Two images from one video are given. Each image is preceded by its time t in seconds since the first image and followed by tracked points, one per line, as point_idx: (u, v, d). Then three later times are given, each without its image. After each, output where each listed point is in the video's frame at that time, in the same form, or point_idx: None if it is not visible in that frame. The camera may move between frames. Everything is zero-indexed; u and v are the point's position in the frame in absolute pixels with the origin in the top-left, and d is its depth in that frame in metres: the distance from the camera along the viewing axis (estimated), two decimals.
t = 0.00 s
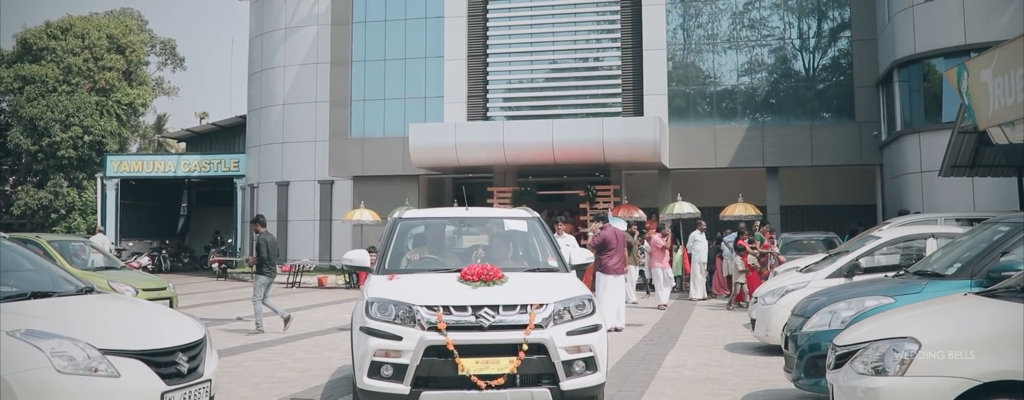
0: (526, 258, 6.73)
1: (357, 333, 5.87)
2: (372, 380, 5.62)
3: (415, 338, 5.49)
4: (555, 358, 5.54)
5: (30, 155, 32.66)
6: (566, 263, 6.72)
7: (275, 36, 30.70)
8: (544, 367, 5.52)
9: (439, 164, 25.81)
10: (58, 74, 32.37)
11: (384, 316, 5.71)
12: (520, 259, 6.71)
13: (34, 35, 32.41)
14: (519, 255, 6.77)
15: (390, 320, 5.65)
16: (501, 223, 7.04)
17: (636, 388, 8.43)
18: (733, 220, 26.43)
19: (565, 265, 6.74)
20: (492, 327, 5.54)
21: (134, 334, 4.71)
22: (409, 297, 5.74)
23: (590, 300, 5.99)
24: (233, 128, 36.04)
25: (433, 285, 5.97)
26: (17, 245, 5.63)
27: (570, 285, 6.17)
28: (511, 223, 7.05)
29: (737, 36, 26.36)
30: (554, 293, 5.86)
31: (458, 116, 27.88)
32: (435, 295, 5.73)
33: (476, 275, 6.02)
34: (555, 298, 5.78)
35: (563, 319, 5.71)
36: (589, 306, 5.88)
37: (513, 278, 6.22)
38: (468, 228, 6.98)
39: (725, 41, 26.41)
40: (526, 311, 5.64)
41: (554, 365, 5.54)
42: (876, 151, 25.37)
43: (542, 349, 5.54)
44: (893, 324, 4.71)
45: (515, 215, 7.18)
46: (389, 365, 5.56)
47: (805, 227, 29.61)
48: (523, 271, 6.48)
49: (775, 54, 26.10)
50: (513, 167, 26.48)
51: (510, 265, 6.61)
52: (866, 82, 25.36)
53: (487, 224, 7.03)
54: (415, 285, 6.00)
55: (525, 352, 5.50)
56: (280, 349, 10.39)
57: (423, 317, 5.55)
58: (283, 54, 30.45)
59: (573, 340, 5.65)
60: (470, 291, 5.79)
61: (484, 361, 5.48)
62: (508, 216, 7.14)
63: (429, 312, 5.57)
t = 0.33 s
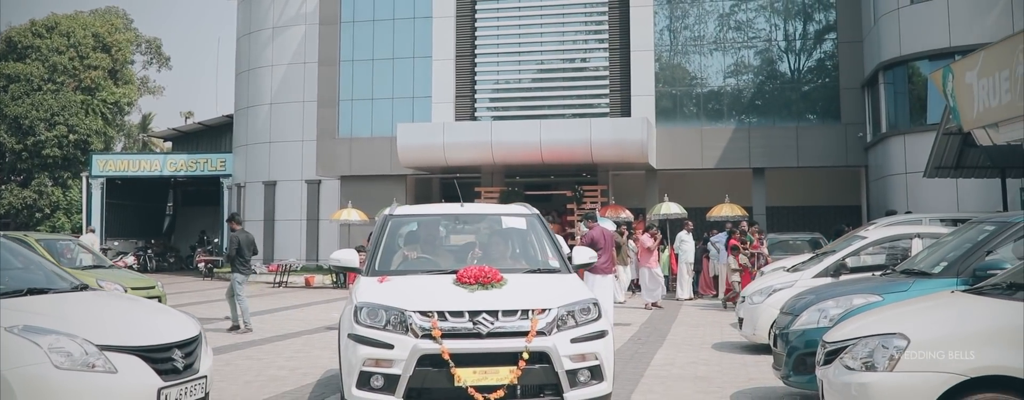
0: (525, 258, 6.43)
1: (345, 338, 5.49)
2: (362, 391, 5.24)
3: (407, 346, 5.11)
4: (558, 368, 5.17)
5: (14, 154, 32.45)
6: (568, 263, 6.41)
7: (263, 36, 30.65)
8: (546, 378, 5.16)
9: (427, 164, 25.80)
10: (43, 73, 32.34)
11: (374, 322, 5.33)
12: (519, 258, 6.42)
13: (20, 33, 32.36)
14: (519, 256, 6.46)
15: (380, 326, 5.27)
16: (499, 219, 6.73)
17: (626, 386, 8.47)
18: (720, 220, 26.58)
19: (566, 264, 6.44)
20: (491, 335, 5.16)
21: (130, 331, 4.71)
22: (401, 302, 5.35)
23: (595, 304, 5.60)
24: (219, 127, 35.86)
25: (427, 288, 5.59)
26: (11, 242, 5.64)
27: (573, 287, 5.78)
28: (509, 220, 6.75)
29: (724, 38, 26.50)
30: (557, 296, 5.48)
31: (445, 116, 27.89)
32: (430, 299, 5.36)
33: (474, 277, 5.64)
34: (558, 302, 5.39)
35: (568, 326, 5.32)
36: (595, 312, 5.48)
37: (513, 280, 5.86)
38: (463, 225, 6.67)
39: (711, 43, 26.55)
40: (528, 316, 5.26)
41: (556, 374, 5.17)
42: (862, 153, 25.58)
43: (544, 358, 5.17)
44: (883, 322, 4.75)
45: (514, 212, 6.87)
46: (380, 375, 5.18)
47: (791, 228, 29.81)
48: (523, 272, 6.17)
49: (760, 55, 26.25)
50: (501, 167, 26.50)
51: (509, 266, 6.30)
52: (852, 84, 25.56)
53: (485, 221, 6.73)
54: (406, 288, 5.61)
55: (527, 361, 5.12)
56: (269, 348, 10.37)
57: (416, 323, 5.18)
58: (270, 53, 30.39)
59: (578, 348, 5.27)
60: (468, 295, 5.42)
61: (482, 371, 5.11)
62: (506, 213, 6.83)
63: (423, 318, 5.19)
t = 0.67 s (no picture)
0: (521, 260, 6.03)
1: (330, 345, 5.10)
2: None
3: (398, 354, 4.75)
4: (560, 376, 4.79)
5: None
6: (566, 265, 6.02)
7: (243, 36, 30.53)
8: (546, 387, 4.77)
9: (408, 165, 25.77)
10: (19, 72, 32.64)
11: (362, 328, 4.94)
12: (512, 259, 6.03)
13: None
14: (514, 257, 6.06)
15: (367, 332, 4.90)
16: (493, 218, 6.34)
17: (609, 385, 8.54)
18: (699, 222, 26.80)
19: (565, 266, 6.05)
20: (486, 343, 4.79)
21: (122, 328, 4.72)
22: (390, 306, 4.97)
23: (598, 308, 5.24)
24: (199, 129, 35.64)
25: (418, 292, 5.20)
26: None
27: (573, 290, 5.41)
28: (503, 219, 6.36)
29: (703, 41, 26.71)
30: (558, 300, 5.11)
31: (427, 117, 27.89)
32: (422, 302, 4.98)
33: (468, 280, 5.25)
34: (559, 307, 5.01)
35: (569, 333, 4.95)
36: (597, 316, 5.12)
37: (510, 283, 5.48)
38: (454, 224, 6.28)
39: (691, 45, 26.74)
40: (527, 322, 4.89)
41: (558, 383, 4.79)
42: (840, 154, 25.85)
43: (544, 367, 4.79)
44: (865, 318, 4.85)
45: (508, 210, 6.49)
46: (368, 386, 4.78)
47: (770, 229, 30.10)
48: (520, 274, 5.77)
49: (739, 58, 26.46)
50: (482, 169, 26.52)
51: (503, 268, 5.91)
52: (831, 86, 25.82)
53: (477, 219, 6.34)
54: (396, 292, 5.22)
55: (525, 370, 4.74)
56: (253, 348, 10.37)
57: (408, 330, 4.81)
58: (251, 54, 30.30)
59: (580, 356, 4.89)
60: (463, 299, 5.03)
61: (476, 380, 4.74)
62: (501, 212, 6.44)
63: (415, 324, 4.83)
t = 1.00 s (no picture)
0: (514, 262, 5.79)
1: (315, 353, 4.80)
2: None
3: (388, 362, 4.46)
4: (560, 384, 4.53)
5: None
6: (562, 266, 5.77)
7: (220, 37, 30.40)
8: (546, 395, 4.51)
9: (386, 166, 25.73)
10: None
11: (350, 335, 4.65)
12: (503, 261, 5.77)
13: None
14: (507, 259, 5.81)
15: (354, 338, 4.61)
16: (482, 218, 6.09)
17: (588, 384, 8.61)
18: (676, 223, 27.02)
19: (560, 268, 5.80)
20: (483, 350, 4.51)
21: (107, 329, 4.73)
22: (379, 311, 4.68)
23: (599, 311, 4.98)
24: (174, 130, 35.34)
25: (409, 295, 4.92)
26: None
27: (571, 293, 5.15)
28: (493, 218, 6.11)
29: (679, 43, 26.92)
30: (556, 303, 4.85)
31: (404, 119, 27.86)
32: (414, 306, 4.70)
33: (461, 282, 4.98)
34: (558, 310, 4.76)
35: (570, 339, 4.69)
36: (598, 321, 4.87)
37: (505, 285, 5.21)
38: (441, 224, 6.01)
39: (667, 48, 26.95)
40: (526, 326, 4.62)
41: (559, 391, 4.53)
42: (814, 156, 26.18)
43: (544, 373, 4.53)
44: (839, 317, 4.94)
45: (498, 209, 6.25)
46: (357, 396, 4.49)
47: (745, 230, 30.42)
48: (513, 276, 5.51)
49: (714, 61, 26.70)
50: (460, 171, 26.55)
51: (494, 270, 5.65)
52: (805, 88, 26.14)
53: (466, 219, 6.09)
54: (385, 296, 4.91)
55: (524, 377, 4.48)
56: (233, 349, 10.35)
57: (399, 336, 4.53)
58: (228, 55, 30.17)
59: (582, 362, 4.63)
60: (457, 302, 4.76)
61: (472, 389, 4.46)
62: (490, 211, 6.19)
63: (406, 330, 4.54)
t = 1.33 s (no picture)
0: (510, 266, 5.62)
1: (305, 365, 4.56)
2: None
3: (384, 374, 4.22)
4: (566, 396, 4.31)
5: None
6: (560, 271, 5.61)
7: (199, 40, 30.29)
8: None
9: (366, 170, 25.70)
10: None
11: (343, 346, 4.40)
12: (498, 266, 5.59)
13: None
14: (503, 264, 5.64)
15: (346, 349, 4.37)
16: (475, 220, 5.94)
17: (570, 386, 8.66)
18: (655, 225, 27.19)
19: (559, 273, 5.63)
20: (485, 361, 4.28)
21: (93, 333, 4.75)
22: (373, 318, 4.44)
23: (605, 318, 4.77)
24: (151, 133, 35.08)
25: (403, 302, 4.70)
26: None
27: (574, 300, 4.93)
28: (487, 220, 5.96)
29: (656, 45, 27.14)
30: (561, 310, 4.63)
31: (384, 122, 27.83)
32: (411, 315, 4.47)
33: (460, 288, 4.76)
34: (563, 318, 4.54)
35: (576, 347, 4.47)
36: (605, 328, 4.64)
37: (505, 291, 5.00)
38: (434, 226, 5.84)
39: (645, 50, 27.15)
40: (530, 335, 4.41)
41: None
42: (791, 159, 26.45)
43: (550, 384, 4.31)
44: (816, 317, 5.05)
45: (492, 210, 6.09)
46: None
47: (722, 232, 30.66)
48: (511, 281, 5.34)
49: (692, 63, 26.94)
50: (439, 174, 26.57)
51: (488, 275, 5.46)
52: (781, 91, 26.42)
53: (459, 222, 5.93)
54: (380, 304, 4.67)
55: (530, 389, 4.26)
56: (215, 353, 10.34)
57: (396, 346, 4.29)
58: (206, 58, 30.06)
59: (589, 373, 4.41)
60: (456, 309, 4.54)
61: None
62: (483, 213, 6.03)
63: (404, 340, 4.31)
